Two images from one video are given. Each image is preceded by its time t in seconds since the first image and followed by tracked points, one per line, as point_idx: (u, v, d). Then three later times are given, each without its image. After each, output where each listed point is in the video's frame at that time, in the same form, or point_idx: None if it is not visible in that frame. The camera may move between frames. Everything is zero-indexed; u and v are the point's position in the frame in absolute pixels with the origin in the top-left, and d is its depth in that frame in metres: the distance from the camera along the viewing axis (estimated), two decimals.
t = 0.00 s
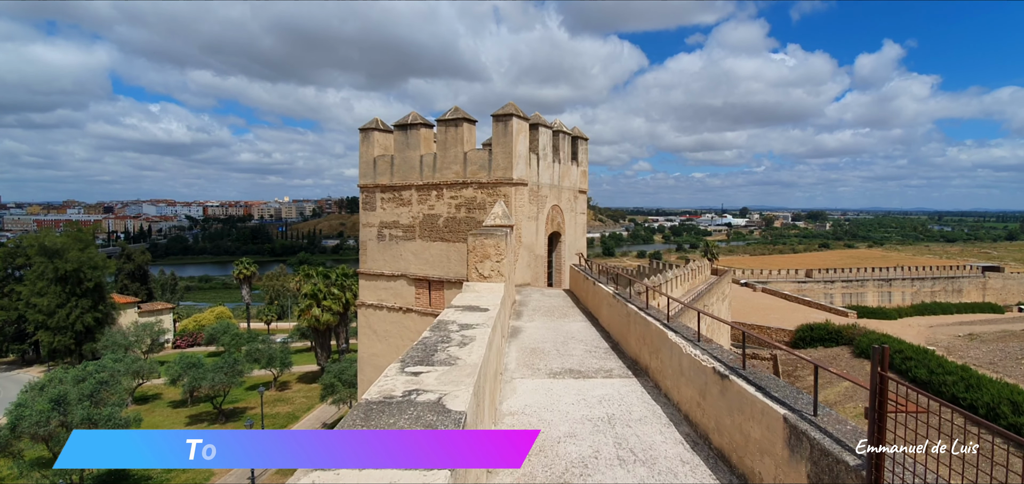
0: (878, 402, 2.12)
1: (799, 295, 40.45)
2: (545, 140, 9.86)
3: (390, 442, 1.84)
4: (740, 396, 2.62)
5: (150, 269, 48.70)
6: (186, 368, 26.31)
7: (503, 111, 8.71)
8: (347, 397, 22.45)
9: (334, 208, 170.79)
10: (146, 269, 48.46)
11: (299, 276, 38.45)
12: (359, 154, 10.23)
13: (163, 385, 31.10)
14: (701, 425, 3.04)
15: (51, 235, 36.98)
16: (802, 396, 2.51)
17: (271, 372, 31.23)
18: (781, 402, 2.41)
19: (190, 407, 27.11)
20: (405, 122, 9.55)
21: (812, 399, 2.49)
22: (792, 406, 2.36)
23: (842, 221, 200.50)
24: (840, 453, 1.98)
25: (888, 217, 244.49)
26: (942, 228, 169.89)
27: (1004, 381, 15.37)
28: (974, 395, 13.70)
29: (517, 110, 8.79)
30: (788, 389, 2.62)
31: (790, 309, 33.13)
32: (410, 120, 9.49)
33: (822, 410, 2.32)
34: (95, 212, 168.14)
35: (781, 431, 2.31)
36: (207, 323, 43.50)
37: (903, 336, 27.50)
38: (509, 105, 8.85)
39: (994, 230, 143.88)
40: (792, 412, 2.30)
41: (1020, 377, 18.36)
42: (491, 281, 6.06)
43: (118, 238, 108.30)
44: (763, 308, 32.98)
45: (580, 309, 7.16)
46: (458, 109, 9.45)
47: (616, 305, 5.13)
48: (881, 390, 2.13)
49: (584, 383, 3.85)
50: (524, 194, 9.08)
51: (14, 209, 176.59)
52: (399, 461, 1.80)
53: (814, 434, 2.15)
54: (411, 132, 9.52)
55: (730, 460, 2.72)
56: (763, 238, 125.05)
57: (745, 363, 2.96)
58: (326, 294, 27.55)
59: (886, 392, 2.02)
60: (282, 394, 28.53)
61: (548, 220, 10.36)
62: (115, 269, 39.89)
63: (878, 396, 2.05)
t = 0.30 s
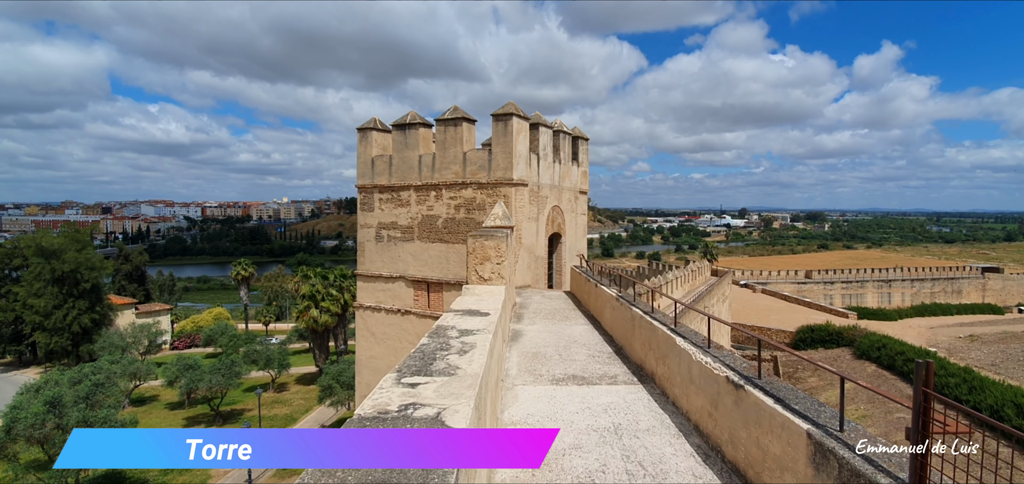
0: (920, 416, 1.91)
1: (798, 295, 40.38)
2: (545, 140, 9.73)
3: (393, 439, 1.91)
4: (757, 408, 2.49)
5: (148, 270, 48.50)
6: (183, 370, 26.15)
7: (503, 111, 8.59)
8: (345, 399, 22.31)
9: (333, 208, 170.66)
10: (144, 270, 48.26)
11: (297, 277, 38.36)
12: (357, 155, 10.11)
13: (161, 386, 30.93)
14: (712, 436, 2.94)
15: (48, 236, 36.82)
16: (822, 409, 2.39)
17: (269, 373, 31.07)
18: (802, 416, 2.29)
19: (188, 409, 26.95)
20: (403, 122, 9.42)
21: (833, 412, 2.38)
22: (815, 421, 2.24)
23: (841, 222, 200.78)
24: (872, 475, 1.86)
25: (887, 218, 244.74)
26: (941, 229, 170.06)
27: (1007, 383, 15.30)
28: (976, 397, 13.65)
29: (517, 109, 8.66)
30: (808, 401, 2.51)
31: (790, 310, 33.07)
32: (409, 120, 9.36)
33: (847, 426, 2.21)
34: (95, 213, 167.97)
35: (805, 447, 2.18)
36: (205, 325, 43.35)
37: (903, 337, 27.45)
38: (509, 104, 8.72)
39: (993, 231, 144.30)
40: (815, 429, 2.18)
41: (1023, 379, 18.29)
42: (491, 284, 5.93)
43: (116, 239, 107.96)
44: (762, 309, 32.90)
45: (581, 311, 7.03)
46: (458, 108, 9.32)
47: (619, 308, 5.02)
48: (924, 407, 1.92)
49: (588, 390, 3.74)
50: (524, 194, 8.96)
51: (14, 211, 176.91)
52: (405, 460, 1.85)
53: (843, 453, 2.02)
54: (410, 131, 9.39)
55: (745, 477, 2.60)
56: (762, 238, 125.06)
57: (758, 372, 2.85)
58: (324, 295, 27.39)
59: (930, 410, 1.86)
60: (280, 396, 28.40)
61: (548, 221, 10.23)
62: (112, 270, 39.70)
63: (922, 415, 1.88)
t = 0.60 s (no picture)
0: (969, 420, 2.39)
1: (798, 296, 40.31)
2: (545, 139, 9.61)
3: (396, 440, 1.91)
4: (771, 418, 2.37)
5: (145, 271, 48.28)
6: (180, 371, 25.96)
7: (502, 109, 8.47)
8: (343, 400, 22.17)
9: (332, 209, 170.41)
10: (141, 271, 48.02)
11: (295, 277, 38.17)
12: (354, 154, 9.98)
13: (157, 388, 30.74)
14: (722, 446, 2.80)
15: (44, 236, 36.62)
16: (843, 420, 2.26)
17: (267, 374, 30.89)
18: (824, 428, 2.16)
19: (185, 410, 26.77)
20: (401, 120, 9.30)
21: (855, 424, 2.25)
22: (838, 433, 2.11)
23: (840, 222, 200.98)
24: None
25: (885, 219, 245.30)
26: (939, 230, 170.27)
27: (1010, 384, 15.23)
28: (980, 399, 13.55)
29: (517, 107, 8.55)
30: (826, 410, 2.38)
31: (790, 311, 32.99)
32: (406, 118, 9.24)
33: (873, 439, 2.07)
34: (93, 213, 167.58)
35: (827, 462, 2.06)
36: (202, 326, 43.17)
37: (903, 338, 27.39)
38: (508, 102, 8.60)
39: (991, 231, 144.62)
40: (838, 441, 2.05)
41: None
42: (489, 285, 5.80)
43: (114, 240, 107.62)
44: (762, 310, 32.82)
45: (581, 313, 6.90)
46: (456, 107, 9.20)
47: (621, 310, 4.90)
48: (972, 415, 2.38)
49: (590, 396, 3.62)
50: (523, 194, 8.84)
51: (11, 211, 176.39)
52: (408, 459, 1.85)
53: (869, 467, 1.89)
54: (407, 130, 9.26)
55: None
56: (761, 239, 125.00)
57: (770, 378, 2.73)
58: (322, 296, 27.22)
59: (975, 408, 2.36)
60: (278, 397, 28.24)
61: (548, 221, 10.10)
62: (109, 270, 39.50)
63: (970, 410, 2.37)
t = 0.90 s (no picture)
0: None
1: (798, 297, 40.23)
2: (543, 138, 9.46)
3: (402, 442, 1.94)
4: (787, 433, 2.23)
5: (143, 272, 48.07)
6: (177, 372, 25.80)
7: (500, 108, 8.33)
8: (341, 402, 22.02)
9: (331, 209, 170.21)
10: (139, 272, 47.80)
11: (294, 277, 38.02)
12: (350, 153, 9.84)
13: (155, 389, 30.59)
14: (730, 461, 2.67)
15: (41, 237, 36.42)
16: (866, 438, 2.12)
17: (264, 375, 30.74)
18: (846, 448, 2.02)
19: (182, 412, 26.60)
20: (397, 120, 9.16)
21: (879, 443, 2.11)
22: (860, 454, 1.97)
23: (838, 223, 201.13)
24: None
25: (884, 219, 245.75)
26: (938, 230, 170.56)
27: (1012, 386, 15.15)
28: (983, 401, 13.45)
29: (515, 106, 8.40)
30: (843, 426, 2.25)
31: (790, 312, 32.90)
32: (403, 117, 9.11)
33: (901, 461, 1.92)
34: (91, 214, 167.20)
35: None
36: (200, 326, 43.01)
37: (903, 339, 27.30)
38: (506, 101, 8.46)
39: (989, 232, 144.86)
40: (863, 464, 1.91)
41: None
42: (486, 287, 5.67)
43: (112, 241, 107.40)
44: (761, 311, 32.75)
45: (580, 315, 6.77)
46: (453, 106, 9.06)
47: (622, 314, 4.77)
48: None
49: (590, 405, 3.50)
50: (522, 194, 8.71)
51: (10, 211, 176.06)
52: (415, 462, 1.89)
53: None
54: (404, 130, 9.13)
55: None
56: (760, 239, 124.98)
57: (782, 390, 2.60)
58: (320, 297, 27.08)
59: None
60: (276, 398, 28.09)
61: (547, 222, 9.97)
62: (106, 271, 39.30)
63: None
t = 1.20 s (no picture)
0: None
1: (797, 298, 40.17)
2: (542, 138, 9.34)
3: (403, 445, 1.92)
4: (804, 451, 2.10)
5: (141, 272, 47.88)
6: (174, 373, 25.65)
7: (498, 106, 8.21)
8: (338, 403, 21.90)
9: (330, 210, 169.88)
10: (136, 272, 47.59)
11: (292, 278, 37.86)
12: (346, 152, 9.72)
13: (151, 390, 30.42)
14: (741, 476, 2.54)
15: (38, 237, 36.25)
16: (891, 458, 1.99)
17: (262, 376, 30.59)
18: (870, 468, 1.89)
19: (179, 413, 26.44)
20: (394, 118, 9.03)
21: (905, 463, 1.97)
22: (886, 475, 1.84)
23: (837, 223, 201.28)
24: None
25: (883, 220, 246.12)
26: (937, 231, 170.75)
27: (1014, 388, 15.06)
28: (985, 404, 13.35)
29: (513, 105, 8.28)
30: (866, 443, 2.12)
31: (789, 313, 32.82)
32: (400, 116, 8.98)
33: None
34: (89, 214, 166.99)
35: None
36: (198, 327, 42.85)
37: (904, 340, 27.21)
38: (504, 99, 8.34)
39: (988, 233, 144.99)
40: None
41: None
42: (483, 290, 5.54)
43: (110, 241, 107.17)
44: (761, 312, 32.66)
45: (579, 317, 6.64)
46: (451, 104, 8.93)
47: (623, 317, 4.64)
48: None
49: (591, 414, 3.38)
50: (520, 194, 8.58)
51: (10, 212, 176.38)
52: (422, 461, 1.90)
53: None
54: (401, 129, 9.01)
55: None
56: (759, 240, 124.93)
57: (795, 401, 2.48)
58: (318, 298, 26.95)
59: None
60: (274, 400, 27.93)
61: (546, 222, 9.85)
62: (103, 271, 39.11)
63: None
